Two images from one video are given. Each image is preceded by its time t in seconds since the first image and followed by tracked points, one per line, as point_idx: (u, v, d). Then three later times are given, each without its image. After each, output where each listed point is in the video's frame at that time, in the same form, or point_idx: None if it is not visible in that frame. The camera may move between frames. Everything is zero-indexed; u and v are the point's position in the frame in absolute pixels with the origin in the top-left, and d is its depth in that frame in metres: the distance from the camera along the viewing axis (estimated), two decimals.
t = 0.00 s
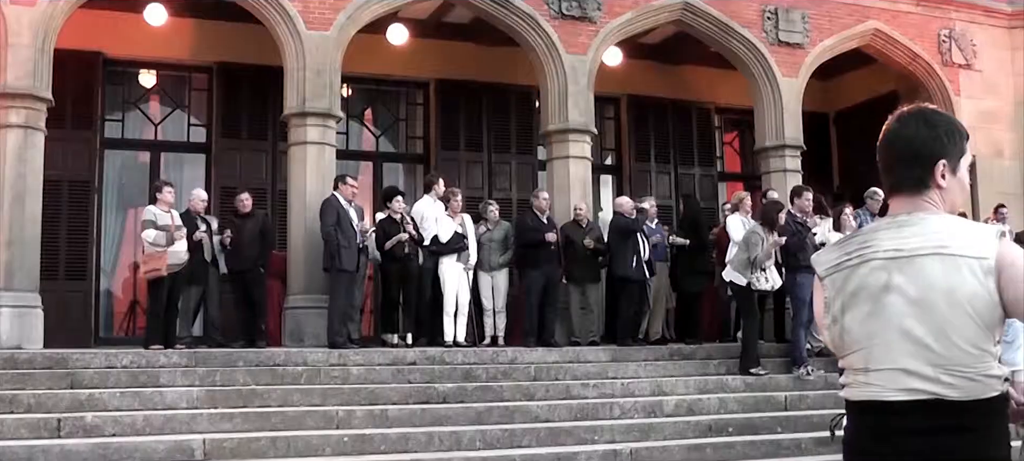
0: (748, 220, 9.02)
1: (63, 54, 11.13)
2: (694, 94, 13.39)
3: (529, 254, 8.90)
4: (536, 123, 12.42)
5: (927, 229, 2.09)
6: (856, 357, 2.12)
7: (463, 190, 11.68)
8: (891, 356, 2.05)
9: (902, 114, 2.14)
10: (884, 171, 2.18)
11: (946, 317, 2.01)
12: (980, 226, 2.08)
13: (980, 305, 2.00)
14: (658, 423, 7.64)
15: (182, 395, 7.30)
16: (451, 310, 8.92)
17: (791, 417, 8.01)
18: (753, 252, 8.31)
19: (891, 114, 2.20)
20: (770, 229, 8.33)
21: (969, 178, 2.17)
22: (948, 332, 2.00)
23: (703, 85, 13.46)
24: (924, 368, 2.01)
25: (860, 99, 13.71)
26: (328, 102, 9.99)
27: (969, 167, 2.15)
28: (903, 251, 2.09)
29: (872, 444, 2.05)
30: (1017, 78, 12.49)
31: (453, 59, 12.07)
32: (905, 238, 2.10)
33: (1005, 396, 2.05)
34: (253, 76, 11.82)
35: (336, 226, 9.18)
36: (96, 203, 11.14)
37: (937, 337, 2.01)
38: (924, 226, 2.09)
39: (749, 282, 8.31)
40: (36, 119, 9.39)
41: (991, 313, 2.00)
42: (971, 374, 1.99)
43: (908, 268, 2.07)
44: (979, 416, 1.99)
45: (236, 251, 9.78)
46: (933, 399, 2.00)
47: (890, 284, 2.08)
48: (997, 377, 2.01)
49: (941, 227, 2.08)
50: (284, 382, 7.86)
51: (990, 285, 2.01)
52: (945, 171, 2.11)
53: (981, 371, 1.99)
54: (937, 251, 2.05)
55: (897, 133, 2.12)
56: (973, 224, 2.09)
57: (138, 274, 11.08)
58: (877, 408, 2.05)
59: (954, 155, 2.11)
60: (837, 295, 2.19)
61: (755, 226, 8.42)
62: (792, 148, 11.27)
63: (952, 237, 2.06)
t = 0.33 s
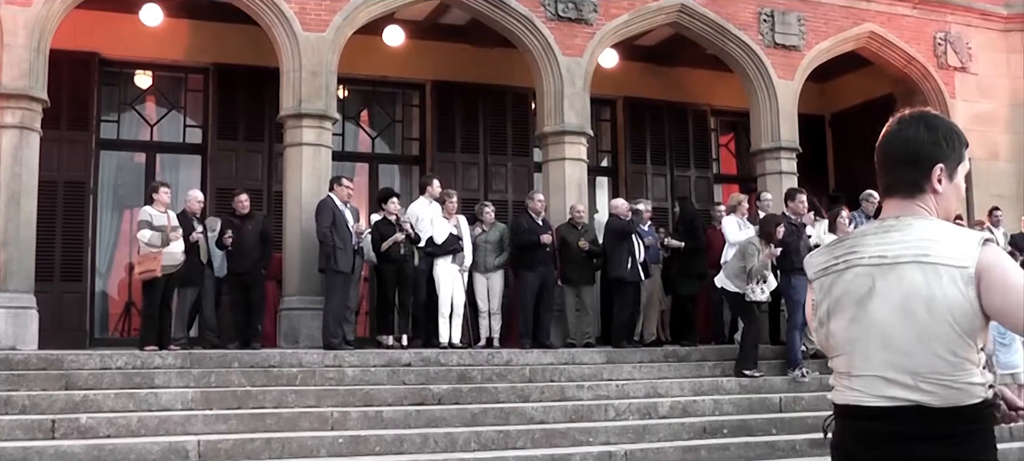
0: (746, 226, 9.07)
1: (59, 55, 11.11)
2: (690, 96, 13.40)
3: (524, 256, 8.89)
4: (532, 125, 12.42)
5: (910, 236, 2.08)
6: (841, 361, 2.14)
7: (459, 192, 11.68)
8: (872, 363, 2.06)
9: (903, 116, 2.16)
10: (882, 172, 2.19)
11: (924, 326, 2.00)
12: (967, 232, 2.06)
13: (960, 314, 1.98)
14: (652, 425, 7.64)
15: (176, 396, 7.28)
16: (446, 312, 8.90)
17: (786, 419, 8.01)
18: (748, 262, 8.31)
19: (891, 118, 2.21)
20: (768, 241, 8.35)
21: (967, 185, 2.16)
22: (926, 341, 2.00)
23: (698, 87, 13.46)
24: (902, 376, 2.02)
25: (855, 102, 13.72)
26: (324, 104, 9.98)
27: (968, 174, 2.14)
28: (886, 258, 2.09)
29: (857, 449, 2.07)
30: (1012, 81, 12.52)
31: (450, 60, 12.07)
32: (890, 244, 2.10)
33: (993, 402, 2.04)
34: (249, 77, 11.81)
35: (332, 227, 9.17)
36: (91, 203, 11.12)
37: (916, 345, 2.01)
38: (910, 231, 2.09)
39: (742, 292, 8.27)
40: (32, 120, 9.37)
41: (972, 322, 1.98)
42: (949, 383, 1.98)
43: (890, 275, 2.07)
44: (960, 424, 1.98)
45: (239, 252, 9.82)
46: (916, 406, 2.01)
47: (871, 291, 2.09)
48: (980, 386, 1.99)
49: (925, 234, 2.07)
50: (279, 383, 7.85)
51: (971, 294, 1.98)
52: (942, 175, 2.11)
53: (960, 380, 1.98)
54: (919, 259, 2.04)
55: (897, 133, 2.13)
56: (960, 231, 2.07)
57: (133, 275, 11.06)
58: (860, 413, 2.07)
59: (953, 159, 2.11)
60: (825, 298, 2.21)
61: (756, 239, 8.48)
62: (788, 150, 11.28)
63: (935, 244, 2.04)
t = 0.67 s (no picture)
0: (728, 226, 9.09)
1: (38, 53, 11.02)
2: (671, 96, 13.44)
3: (504, 255, 8.89)
4: (512, 124, 12.42)
5: (895, 233, 2.12)
6: (826, 357, 2.17)
7: (439, 191, 11.66)
8: (858, 359, 2.09)
9: (888, 116, 2.19)
10: (867, 172, 2.22)
11: (910, 321, 2.03)
12: (951, 229, 2.11)
13: (945, 310, 2.02)
14: (632, 424, 7.66)
15: (155, 396, 7.24)
16: (426, 311, 8.89)
17: (765, 418, 8.04)
18: (726, 267, 8.32)
19: (875, 119, 2.24)
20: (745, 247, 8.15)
21: (949, 185, 2.21)
22: (912, 336, 2.03)
23: (679, 87, 13.50)
24: (889, 372, 2.04)
25: (835, 102, 13.79)
26: (304, 103, 9.94)
27: (951, 174, 2.19)
28: (871, 255, 2.13)
29: (842, 445, 2.08)
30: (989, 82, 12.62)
31: (430, 60, 12.05)
32: (875, 241, 2.14)
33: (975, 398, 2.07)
34: (228, 75, 11.76)
35: (310, 227, 9.15)
36: (70, 202, 11.03)
37: (902, 340, 2.04)
38: (895, 228, 2.13)
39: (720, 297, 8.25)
40: (9, 119, 9.29)
41: (956, 318, 2.02)
42: (935, 377, 2.01)
43: (876, 271, 2.10)
44: (945, 418, 2.01)
45: (219, 252, 9.78)
46: (899, 400, 2.03)
47: (857, 287, 2.12)
48: (964, 380, 2.03)
49: (910, 231, 2.11)
50: (258, 383, 7.82)
51: (956, 289, 2.02)
52: (926, 175, 2.16)
53: (946, 375, 2.01)
54: (905, 255, 2.08)
55: (883, 133, 2.17)
56: (944, 228, 2.11)
57: (112, 274, 10.98)
58: (844, 409, 2.09)
59: (937, 159, 2.15)
60: (810, 296, 2.24)
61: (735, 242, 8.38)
62: (767, 150, 11.32)
63: (920, 241, 2.08)
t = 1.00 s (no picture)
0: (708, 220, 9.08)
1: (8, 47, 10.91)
2: (645, 97, 13.48)
3: (476, 254, 8.87)
4: (485, 124, 12.43)
5: (867, 233, 2.13)
6: (799, 357, 2.18)
7: (412, 190, 11.64)
8: (831, 357, 2.10)
9: (863, 122, 2.23)
10: (839, 170, 2.25)
11: (881, 319, 2.04)
12: (921, 229, 2.12)
13: (917, 308, 2.03)
14: (602, 423, 7.66)
15: (125, 395, 7.18)
16: (397, 310, 8.88)
17: (735, 418, 8.07)
18: (695, 272, 8.24)
19: (852, 123, 2.28)
20: (715, 251, 8.22)
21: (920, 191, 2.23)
22: (884, 334, 2.04)
23: (652, 87, 13.55)
24: (862, 369, 2.05)
25: (807, 104, 13.88)
26: (276, 100, 9.90)
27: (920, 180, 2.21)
28: (843, 255, 2.14)
29: (814, 443, 2.09)
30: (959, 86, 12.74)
31: (404, 58, 12.03)
32: (847, 241, 2.15)
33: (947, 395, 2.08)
34: (201, 72, 11.69)
35: (282, 225, 9.10)
36: (41, 199, 10.90)
37: (873, 338, 2.05)
38: (866, 228, 2.14)
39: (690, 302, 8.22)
40: None
41: (927, 316, 2.03)
42: (907, 374, 2.02)
43: (848, 270, 2.11)
44: (918, 416, 2.02)
45: (192, 250, 9.71)
46: (872, 398, 2.03)
47: (829, 286, 2.13)
48: (937, 377, 2.04)
49: (879, 231, 2.12)
50: (228, 381, 7.76)
51: (927, 288, 2.03)
52: (897, 176, 2.18)
53: (917, 372, 2.02)
54: (876, 254, 2.09)
55: (857, 135, 2.20)
56: (913, 228, 2.12)
57: (82, 272, 10.88)
58: (818, 407, 2.10)
59: (906, 161, 2.18)
60: (783, 296, 2.25)
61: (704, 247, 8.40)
62: (740, 151, 11.36)
63: (891, 241, 2.09)
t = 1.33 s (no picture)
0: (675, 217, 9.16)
1: None
2: (607, 98, 13.52)
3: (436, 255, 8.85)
4: (447, 124, 12.42)
5: (818, 236, 2.17)
6: (753, 358, 2.21)
7: (373, 190, 11.61)
8: (783, 357, 2.13)
9: (827, 132, 2.30)
10: (800, 172, 2.30)
11: (831, 320, 2.08)
12: (872, 231, 2.16)
13: (866, 308, 2.06)
14: (562, 424, 7.67)
15: (82, 396, 7.09)
16: (358, 310, 8.86)
17: (694, 418, 8.11)
18: (655, 272, 8.30)
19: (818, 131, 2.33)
20: (675, 252, 8.21)
21: (877, 201, 2.28)
22: (834, 334, 2.08)
23: (615, 88, 13.59)
24: (813, 370, 2.08)
25: (767, 106, 14.02)
26: (237, 99, 9.82)
27: (878, 190, 2.26)
28: (794, 257, 2.17)
29: (767, 443, 2.13)
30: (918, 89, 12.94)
31: (366, 57, 11.98)
32: (797, 244, 2.19)
33: (898, 394, 2.11)
34: (162, 70, 11.58)
35: (242, 224, 9.03)
36: None
37: (823, 339, 2.08)
38: (818, 230, 2.18)
39: (648, 302, 8.25)
40: None
41: (876, 316, 2.06)
42: (858, 374, 2.05)
43: (799, 272, 2.15)
44: (869, 415, 2.05)
45: (153, 250, 9.60)
46: (824, 397, 2.07)
47: (780, 288, 2.17)
48: (887, 377, 2.07)
49: (830, 234, 2.16)
50: (187, 382, 7.68)
51: (875, 288, 2.07)
52: (855, 181, 2.23)
53: (867, 371, 2.05)
54: (825, 256, 2.13)
55: (822, 140, 2.26)
56: (865, 231, 2.16)
57: (39, 271, 10.72)
58: (770, 407, 2.13)
59: (866, 169, 2.24)
60: (737, 299, 2.29)
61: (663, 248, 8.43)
62: (701, 152, 11.43)
63: (841, 244, 2.13)
